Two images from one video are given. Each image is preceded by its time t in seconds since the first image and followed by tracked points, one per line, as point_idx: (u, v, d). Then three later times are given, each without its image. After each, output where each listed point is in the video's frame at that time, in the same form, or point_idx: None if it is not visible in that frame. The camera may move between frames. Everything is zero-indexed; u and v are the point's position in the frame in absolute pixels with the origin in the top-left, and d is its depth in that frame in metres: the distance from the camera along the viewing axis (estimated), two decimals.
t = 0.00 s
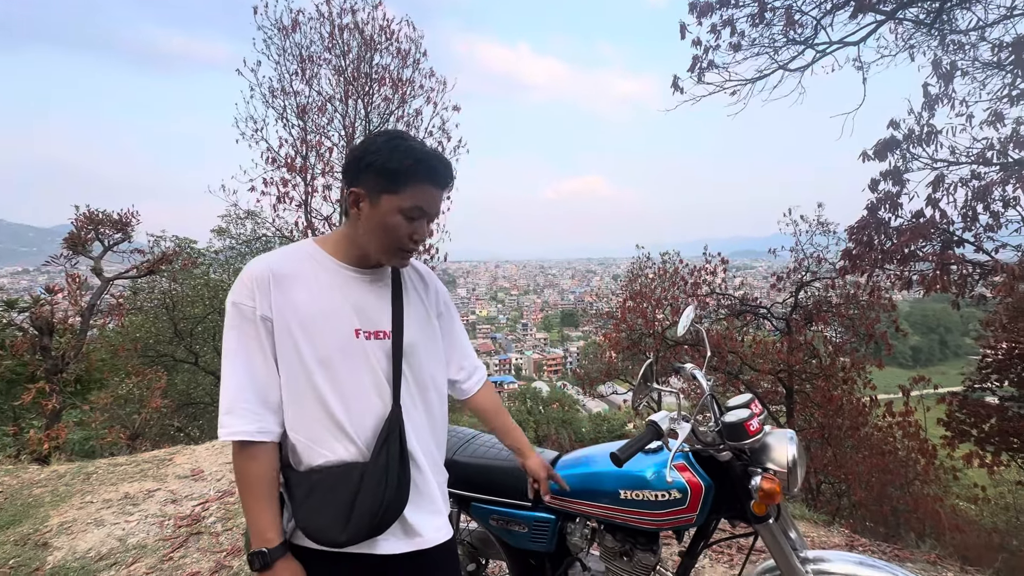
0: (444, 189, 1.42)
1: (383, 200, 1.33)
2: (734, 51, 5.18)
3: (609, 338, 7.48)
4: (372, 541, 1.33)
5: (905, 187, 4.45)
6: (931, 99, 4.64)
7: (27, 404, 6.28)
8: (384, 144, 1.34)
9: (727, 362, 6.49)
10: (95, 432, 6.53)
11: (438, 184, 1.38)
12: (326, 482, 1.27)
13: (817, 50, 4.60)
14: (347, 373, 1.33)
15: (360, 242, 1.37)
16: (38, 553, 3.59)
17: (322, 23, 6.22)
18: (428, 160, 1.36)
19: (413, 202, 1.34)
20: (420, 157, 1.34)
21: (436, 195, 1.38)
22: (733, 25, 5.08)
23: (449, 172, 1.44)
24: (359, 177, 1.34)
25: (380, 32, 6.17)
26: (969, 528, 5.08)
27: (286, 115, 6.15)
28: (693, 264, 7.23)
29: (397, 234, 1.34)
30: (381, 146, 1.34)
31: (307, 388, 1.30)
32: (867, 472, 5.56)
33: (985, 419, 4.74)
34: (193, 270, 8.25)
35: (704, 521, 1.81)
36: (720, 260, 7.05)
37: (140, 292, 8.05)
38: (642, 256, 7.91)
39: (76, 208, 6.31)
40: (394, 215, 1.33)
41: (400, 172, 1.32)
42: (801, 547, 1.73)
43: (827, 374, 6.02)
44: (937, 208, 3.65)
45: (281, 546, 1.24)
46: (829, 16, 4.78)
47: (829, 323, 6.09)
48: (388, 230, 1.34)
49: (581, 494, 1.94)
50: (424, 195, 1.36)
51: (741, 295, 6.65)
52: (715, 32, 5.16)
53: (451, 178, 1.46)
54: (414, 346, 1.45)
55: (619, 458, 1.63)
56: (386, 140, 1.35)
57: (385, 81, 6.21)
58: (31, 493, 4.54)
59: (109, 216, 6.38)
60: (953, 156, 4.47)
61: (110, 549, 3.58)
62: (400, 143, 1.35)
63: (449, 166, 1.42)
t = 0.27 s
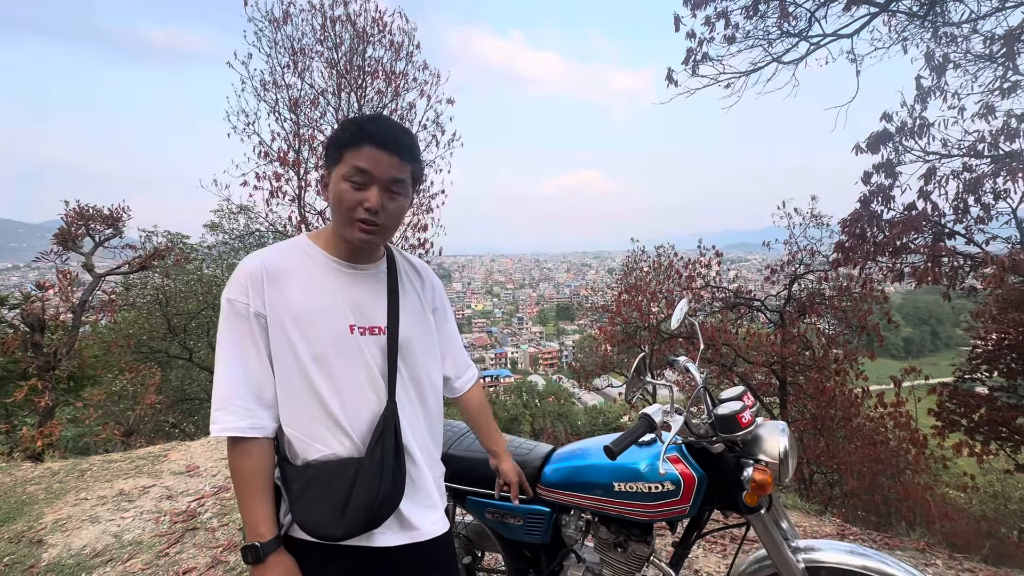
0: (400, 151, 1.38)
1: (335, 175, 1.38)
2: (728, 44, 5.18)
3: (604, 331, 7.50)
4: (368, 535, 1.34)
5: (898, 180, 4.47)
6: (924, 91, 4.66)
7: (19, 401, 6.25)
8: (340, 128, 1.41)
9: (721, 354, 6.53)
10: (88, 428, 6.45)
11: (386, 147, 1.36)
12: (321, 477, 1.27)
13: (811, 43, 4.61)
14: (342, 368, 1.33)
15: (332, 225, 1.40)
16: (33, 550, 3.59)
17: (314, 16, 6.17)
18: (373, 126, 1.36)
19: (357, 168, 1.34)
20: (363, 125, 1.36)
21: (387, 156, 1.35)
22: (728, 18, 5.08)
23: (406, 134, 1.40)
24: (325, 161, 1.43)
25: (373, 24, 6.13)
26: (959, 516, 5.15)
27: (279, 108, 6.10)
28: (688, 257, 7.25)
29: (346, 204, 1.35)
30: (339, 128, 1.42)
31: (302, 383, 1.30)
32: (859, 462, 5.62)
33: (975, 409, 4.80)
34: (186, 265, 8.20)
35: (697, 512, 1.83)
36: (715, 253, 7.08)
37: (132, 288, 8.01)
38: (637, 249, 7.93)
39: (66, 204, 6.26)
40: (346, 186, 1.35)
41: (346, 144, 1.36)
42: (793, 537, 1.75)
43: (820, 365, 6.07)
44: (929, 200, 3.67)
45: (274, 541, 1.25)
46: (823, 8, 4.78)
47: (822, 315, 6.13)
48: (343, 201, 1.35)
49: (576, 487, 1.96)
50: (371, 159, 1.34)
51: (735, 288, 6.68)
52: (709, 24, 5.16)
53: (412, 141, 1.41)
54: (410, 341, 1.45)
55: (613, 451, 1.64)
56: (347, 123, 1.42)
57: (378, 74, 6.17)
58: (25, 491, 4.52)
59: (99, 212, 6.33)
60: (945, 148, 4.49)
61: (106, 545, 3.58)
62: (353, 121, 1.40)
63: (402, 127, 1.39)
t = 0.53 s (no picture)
0: (382, 139, 1.39)
1: (323, 171, 1.40)
2: (724, 37, 5.18)
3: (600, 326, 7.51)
4: (372, 527, 1.35)
5: (892, 173, 4.50)
6: (918, 85, 4.68)
7: (13, 399, 6.23)
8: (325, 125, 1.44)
9: (717, 348, 6.56)
10: (85, 425, 6.46)
11: (366, 136, 1.37)
12: (324, 472, 1.28)
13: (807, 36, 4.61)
14: (344, 365, 1.34)
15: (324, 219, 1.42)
16: (30, 547, 3.59)
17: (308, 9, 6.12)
18: (355, 117, 1.38)
19: (341, 161, 1.37)
20: (342, 118, 1.39)
21: (368, 145, 1.37)
22: (723, 11, 5.08)
23: (389, 124, 1.41)
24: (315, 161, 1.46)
25: (367, 17, 6.09)
26: (950, 506, 5.22)
27: (273, 102, 6.07)
28: (683, 252, 7.27)
29: (333, 197, 1.37)
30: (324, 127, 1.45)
31: (304, 380, 1.31)
32: (852, 454, 5.68)
33: (967, 400, 4.85)
34: (181, 261, 8.17)
35: (692, 504, 1.86)
36: (710, 247, 7.10)
37: (127, 284, 7.98)
38: (633, 243, 7.94)
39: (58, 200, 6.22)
40: (331, 178, 1.37)
41: (329, 139, 1.39)
42: (786, 527, 1.78)
43: (815, 358, 6.11)
44: (923, 194, 3.69)
45: (279, 536, 1.25)
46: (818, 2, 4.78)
47: (817, 308, 6.17)
48: (329, 193, 1.37)
49: (573, 480, 1.98)
50: (354, 150, 1.37)
51: (730, 282, 6.71)
52: (704, 18, 5.16)
53: (395, 130, 1.42)
54: (411, 336, 1.47)
55: (609, 444, 1.66)
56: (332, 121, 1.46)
57: (373, 68, 6.15)
58: (21, 488, 4.52)
59: (92, 208, 6.29)
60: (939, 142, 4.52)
61: (104, 541, 3.59)
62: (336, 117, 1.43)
63: (384, 116, 1.40)
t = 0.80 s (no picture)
0: (377, 127, 1.39)
1: (320, 162, 1.40)
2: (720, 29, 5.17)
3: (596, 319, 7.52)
4: (374, 515, 1.36)
5: (888, 165, 4.51)
6: (914, 76, 4.68)
7: (8, 394, 6.20)
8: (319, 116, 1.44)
9: (713, 340, 6.59)
10: (81, 420, 6.45)
11: (362, 124, 1.37)
12: (328, 460, 1.28)
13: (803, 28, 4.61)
14: (346, 354, 1.35)
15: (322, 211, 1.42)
16: (28, 541, 3.59)
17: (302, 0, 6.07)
18: (348, 106, 1.38)
19: (337, 150, 1.36)
20: (336, 107, 1.38)
21: (364, 133, 1.37)
22: (720, 2, 5.06)
23: (383, 111, 1.41)
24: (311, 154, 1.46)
25: (362, 9, 6.05)
26: (942, 496, 5.27)
27: (267, 95, 6.03)
28: (680, 245, 7.28)
29: (331, 187, 1.36)
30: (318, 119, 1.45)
31: (306, 369, 1.31)
32: (846, 445, 5.71)
33: (960, 391, 4.89)
34: (176, 255, 8.13)
35: (688, 493, 1.87)
36: (706, 240, 7.11)
37: (122, 278, 7.94)
38: (629, 237, 7.95)
39: (51, 194, 6.17)
40: (328, 168, 1.37)
41: (324, 130, 1.39)
42: (780, 515, 1.80)
43: (810, 350, 6.14)
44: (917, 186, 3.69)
45: (283, 524, 1.25)
46: None
47: (812, 301, 6.19)
48: (327, 184, 1.37)
49: (569, 469, 1.99)
50: (349, 139, 1.36)
51: (727, 275, 6.73)
52: (701, 9, 5.14)
53: (389, 117, 1.42)
54: (411, 325, 1.47)
55: (605, 433, 1.67)
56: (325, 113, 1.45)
57: (367, 60, 6.11)
58: (18, 482, 4.52)
59: (85, 202, 6.25)
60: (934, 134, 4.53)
61: (102, 535, 3.59)
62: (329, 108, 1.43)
63: (377, 103, 1.40)
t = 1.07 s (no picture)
0: (377, 107, 1.37)
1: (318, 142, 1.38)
2: (717, 17, 5.14)
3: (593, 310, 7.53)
4: (371, 495, 1.36)
5: (883, 154, 4.51)
6: (911, 64, 4.67)
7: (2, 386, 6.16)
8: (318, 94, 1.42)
9: (708, 330, 6.61)
10: (76, 412, 6.43)
11: (362, 104, 1.35)
12: (324, 441, 1.28)
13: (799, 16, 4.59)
14: (342, 336, 1.35)
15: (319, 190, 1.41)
16: (23, 530, 3.59)
17: None
18: (347, 85, 1.36)
19: (336, 129, 1.35)
20: (336, 85, 1.36)
21: (364, 113, 1.35)
22: None
23: (383, 91, 1.40)
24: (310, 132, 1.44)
25: None
26: (934, 484, 5.32)
27: (260, 84, 5.97)
28: (676, 235, 7.28)
29: (330, 167, 1.35)
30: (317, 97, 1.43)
31: (303, 351, 1.31)
32: (840, 433, 5.75)
33: (952, 379, 4.93)
34: (170, 247, 8.08)
35: (681, 475, 1.88)
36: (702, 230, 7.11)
37: (115, 270, 7.90)
38: (626, 227, 7.94)
39: (42, 184, 6.11)
40: (327, 148, 1.36)
41: (323, 108, 1.37)
42: (773, 496, 1.81)
43: (805, 340, 6.17)
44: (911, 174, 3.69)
45: (282, 503, 1.24)
46: None
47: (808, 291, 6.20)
48: (325, 163, 1.36)
49: (564, 453, 1.99)
50: (349, 118, 1.35)
51: (722, 265, 6.73)
52: None
53: (389, 97, 1.40)
54: (408, 307, 1.47)
55: (598, 415, 1.67)
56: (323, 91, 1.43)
57: (361, 49, 6.06)
58: (13, 473, 4.50)
59: (77, 192, 6.19)
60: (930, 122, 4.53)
61: (97, 523, 3.59)
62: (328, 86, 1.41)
63: (378, 82, 1.38)
